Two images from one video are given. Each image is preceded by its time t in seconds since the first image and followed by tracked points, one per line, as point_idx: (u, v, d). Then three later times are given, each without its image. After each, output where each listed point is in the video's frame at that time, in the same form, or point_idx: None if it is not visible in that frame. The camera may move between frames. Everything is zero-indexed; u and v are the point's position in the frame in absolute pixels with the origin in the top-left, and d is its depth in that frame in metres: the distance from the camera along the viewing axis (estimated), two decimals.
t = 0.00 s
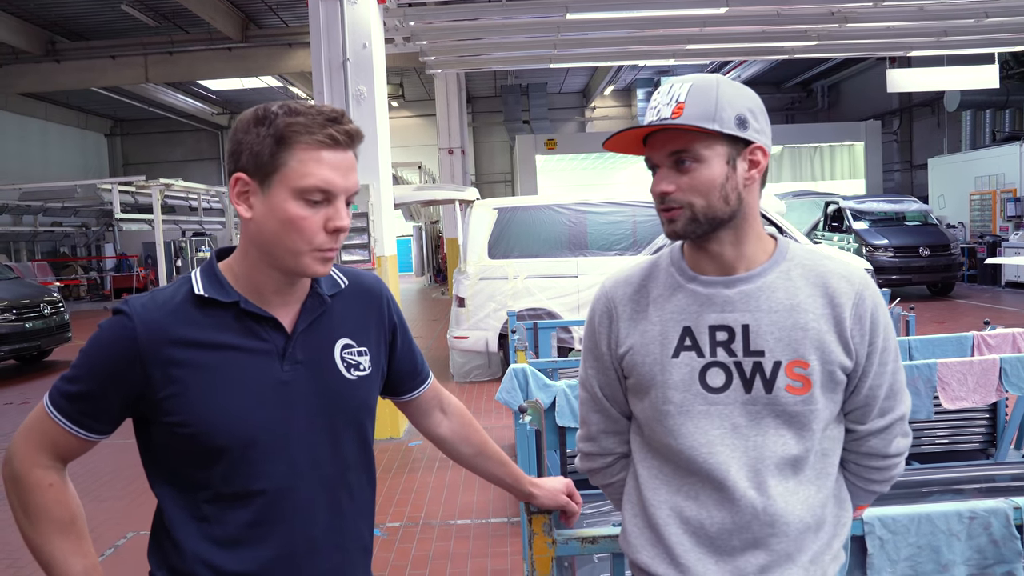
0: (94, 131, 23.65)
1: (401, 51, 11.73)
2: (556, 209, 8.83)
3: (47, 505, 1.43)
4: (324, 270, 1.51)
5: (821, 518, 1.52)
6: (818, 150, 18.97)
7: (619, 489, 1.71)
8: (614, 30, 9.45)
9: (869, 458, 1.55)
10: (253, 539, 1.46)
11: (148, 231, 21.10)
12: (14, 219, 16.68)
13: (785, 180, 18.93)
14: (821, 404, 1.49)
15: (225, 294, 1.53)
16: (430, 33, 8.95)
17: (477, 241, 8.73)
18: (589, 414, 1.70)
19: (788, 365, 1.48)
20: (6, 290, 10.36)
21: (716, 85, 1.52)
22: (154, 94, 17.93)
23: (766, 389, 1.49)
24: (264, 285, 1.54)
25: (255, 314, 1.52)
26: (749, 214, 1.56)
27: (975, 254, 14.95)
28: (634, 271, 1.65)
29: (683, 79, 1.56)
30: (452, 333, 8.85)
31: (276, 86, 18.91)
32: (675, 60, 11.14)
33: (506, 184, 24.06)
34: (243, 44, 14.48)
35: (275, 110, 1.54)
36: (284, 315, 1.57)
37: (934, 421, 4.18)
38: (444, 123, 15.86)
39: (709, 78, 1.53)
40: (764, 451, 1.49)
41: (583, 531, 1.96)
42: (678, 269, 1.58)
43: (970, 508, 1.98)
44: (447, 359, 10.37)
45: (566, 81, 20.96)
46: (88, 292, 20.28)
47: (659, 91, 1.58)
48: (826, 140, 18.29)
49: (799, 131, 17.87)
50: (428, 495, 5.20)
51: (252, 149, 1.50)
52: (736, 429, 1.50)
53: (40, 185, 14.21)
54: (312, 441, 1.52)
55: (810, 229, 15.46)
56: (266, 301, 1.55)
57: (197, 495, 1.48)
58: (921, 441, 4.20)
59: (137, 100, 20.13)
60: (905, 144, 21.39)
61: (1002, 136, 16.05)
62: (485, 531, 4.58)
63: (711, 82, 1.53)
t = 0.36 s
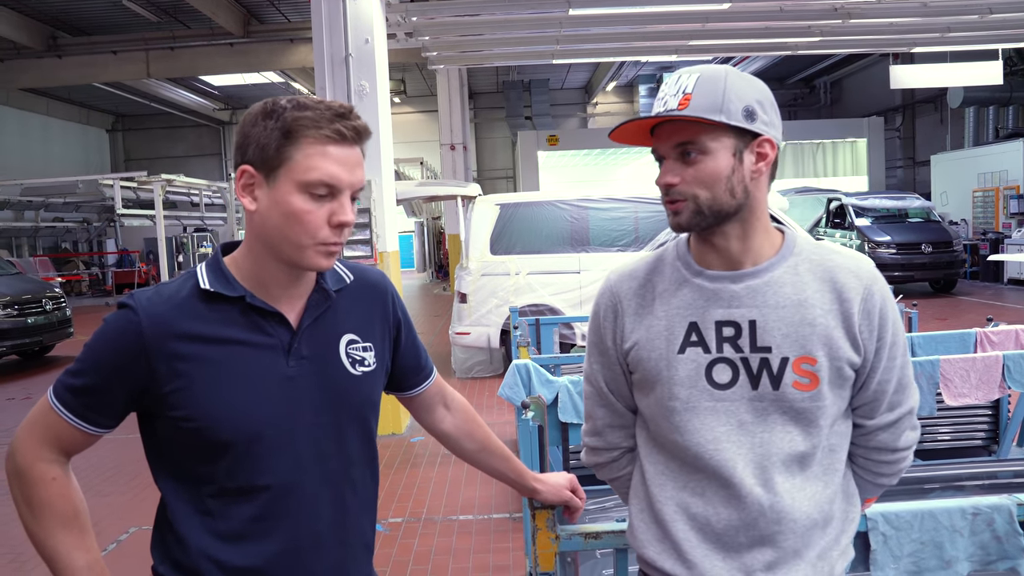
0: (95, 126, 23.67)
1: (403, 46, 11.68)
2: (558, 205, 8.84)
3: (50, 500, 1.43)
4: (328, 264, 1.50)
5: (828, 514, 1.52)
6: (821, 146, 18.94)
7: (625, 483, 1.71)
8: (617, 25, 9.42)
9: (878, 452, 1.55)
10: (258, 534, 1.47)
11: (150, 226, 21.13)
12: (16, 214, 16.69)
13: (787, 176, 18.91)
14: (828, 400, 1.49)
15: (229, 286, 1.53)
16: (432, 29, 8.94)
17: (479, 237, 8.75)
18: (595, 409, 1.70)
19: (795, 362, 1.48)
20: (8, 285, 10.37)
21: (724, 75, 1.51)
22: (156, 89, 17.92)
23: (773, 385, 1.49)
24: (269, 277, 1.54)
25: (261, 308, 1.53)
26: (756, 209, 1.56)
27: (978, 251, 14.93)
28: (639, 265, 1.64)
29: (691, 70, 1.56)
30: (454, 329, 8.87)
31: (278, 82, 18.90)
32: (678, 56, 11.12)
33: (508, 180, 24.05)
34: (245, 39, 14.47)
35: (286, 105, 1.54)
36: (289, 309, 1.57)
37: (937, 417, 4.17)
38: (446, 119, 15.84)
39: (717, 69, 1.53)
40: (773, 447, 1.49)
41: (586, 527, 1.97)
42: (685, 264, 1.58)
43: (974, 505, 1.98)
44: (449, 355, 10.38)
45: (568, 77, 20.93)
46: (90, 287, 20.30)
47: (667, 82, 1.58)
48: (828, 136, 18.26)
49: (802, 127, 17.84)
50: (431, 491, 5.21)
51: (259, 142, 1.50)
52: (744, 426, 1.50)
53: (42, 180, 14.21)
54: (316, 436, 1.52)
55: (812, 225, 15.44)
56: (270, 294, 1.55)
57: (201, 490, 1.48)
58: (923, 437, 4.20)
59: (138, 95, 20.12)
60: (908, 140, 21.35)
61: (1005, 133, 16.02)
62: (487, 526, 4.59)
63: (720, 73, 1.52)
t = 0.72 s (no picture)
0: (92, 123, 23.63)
1: (401, 45, 11.69)
2: (556, 204, 8.84)
3: (45, 499, 1.42)
4: (329, 263, 1.50)
5: (827, 515, 1.53)
6: (818, 147, 18.98)
7: (624, 485, 1.72)
8: (615, 24, 9.42)
9: (877, 453, 1.56)
10: (253, 533, 1.47)
11: (147, 224, 21.10)
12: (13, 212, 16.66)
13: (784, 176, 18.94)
14: (827, 403, 1.49)
15: (228, 287, 1.52)
16: (431, 27, 8.93)
17: (477, 235, 8.73)
18: (594, 410, 1.70)
19: (793, 365, 1.48)
20: (4, 282, 10.36)
21: (726, 78, 1.51)
22: (154, 87, 17.88)
23: (772, 389, 1.49)
24: (267, 276, 1.53)
25: (257, 307, 1.52)
26: (756, 211, 1.56)
27: (974, 251, 14.97)
28: (638, 267, 1.64)
29: (692, 71, 1.56)
30: (451, 327, 8.87)
31: (277, 80, 18.89)
32: (676, 55, 11.12)
33: (505, 179, 24.08)
34: (243, 37, 14.47)
35: (279, 103, 1.53)
36: (287, 309, 1.57)
37: (932, 417, 4.18)
38: (445, 118, 15.85)
39: (718, 70, 1.53)
40: (771, 451, 1.49)
41: (584, 526, 1.96)
42: (683, 267, 1.58)
43: (970, 504, 1.98)
44: (446, 354, 10.38)
45: (566, 76, 20.94)
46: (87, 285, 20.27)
47: (667, 85, 1.58)
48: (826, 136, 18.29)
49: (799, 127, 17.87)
50: (427, 490, 5.21)
51: (255, 141, 1.50)
52: (742, 429, 1.51)
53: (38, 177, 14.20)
54: (312, 434, 1.52)
55: (809, 225, 15.45)
56: (269, 294, 1.55)
57: (196, 489, 1.48)
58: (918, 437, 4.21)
59: (136, 92, 20.08)
60: (904, 140, 21.41)
61: (1002, 134, 16.05)
62: (484, 525, 4.59)
63: (720, 76, 1.52)
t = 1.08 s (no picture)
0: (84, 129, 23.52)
1: (394, 52, 11.70)
2: (549, 211, 8.85)
3: (36, 507, 1.41)
4: (320, 271, 1.50)
5: (823, 523, 1.53)
6: (810, 155, 19.09)
7: (619, 492, 1.72)
8: (608, 33, 9.46)
9: (872, 462, 1.56)
10: (245, 541, 1.46)
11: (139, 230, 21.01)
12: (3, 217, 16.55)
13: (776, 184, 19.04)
14: (823, 411, 1.50)
15: (221, 295, 1.52)
16: (425, 35, 8.95)
17: (470, 242, 8.72)
18: (590, 417, 1.70)
19: (790, 373, 1.49)
20: None
21: (729, 87, 1.52)
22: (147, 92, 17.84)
23: (769, 396, 1.49)
24: (261, 283, 1.53)
25: (250, 314, 1.52)
26: (754, 220, 1.57)
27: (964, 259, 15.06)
28: (635, 274, 1.65)
29: (695, 79, 1.57)
30: (444, 334, 8.86)
31: (270, 86, 18.86)
32: (669, 64, 11.18)
33: (498, 186, 24.11)
34: (237, 43, 14.46)
35: (273, 109, 1.53)
36: (280, 316, 1.56)
37: (924, 424, 4.20)
38: (438, 124, 15.87)
39: (721, 79, 1.54)
40: (767, 458, 1.49)
41: (577, 534, 1.96)
42: (680, 275, 1.59)
43: (962, 512, 2.01)
44: (439, 361, 10.36)
45: (559, 83, 20.99)
46: (77, 291, 20.14)
47: (668, 92, 1.59)
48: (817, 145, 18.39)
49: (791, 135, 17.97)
50: (420, 497, 5.20)
51: (250, 148, 1.50)
52: (738, 437, 1.51)
53: (29, 182, 14.12)
54: (305, 441, 1.52)
55: (801, 233, 15.52)
56: (262, 301, 1.54)
57: (189, 497, 1.47)
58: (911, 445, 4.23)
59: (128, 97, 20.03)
60: (895, 149, 21.57)
61: (991, 143, 16.19)
62: (477, 533, 4.58)
63: (723, 85, 1.53)
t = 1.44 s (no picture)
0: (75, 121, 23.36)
1: (388, 45, 11.66)
2: (543, 205, 8.84)
3: (28, 498, 1.41)
4: (309, 264, 1.48)
5: (814, 515, 1.54)
6: (803, 151, 19.14)
7: (612, 485, 1.72)
8: (603, 27, 9.44)
9: (862, 455, 1.57)
10: (238, 533, 1.46)
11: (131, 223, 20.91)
12: None
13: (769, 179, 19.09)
14: (814, 403, 1.50)
15: (214, 287, 1.51)
16: (419, 28, 8.92)
17: (464, 236, 8.71)
18: (582, 410, 1.70)
19: (782, 365, 1.49)
20: None
21: (720, 82, 1.52)
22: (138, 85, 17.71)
23: (760, 389, 1.50)
24: (252, 276, 1.53)
25: (242, 306, 1.51)
26: (748, 213, 1.57)
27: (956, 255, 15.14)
28: (627, 269, 1.65)
29: (687, 74, 1.57)
30: (438, 328, 8.86)
31: (264, 79, 18.76)
32: (663, 58, 11.17)
33: (492, 180, 24.10)
34: (230, 36, 14.37)
35: (265, 101, 1.53)
36: (272, 308, 1.56)
37: (915, 419, 4.23)
38: (432, 118, 15.83)
39: (712, 74, 1.54)
40: (758, 450, 1.50)
41: (571, 527, 1.97)
42: (673, 268, 1.59)
43: (954, 506, 2.01)
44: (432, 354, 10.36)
45: (553, 78, 20.96)
46: (69, 284, 20.04)
47: (660, 88, 1.58)
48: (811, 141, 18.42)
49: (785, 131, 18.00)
50: (414, 490, 5.20)
51: (241, 139, 1.49)
52: (730, 429, 1.51)
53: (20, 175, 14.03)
54: (298, 432, 1.51)
55: (795, 228, 15.56)
56: (254, 293, 1.54)
57: (181, 489, 1.47)
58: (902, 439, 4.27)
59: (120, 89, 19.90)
60: (888, 145, 21.65)
61: (983, 139, 16.26)
62: (470, 526, 4.58)
63: (714, 80, 1.53)
